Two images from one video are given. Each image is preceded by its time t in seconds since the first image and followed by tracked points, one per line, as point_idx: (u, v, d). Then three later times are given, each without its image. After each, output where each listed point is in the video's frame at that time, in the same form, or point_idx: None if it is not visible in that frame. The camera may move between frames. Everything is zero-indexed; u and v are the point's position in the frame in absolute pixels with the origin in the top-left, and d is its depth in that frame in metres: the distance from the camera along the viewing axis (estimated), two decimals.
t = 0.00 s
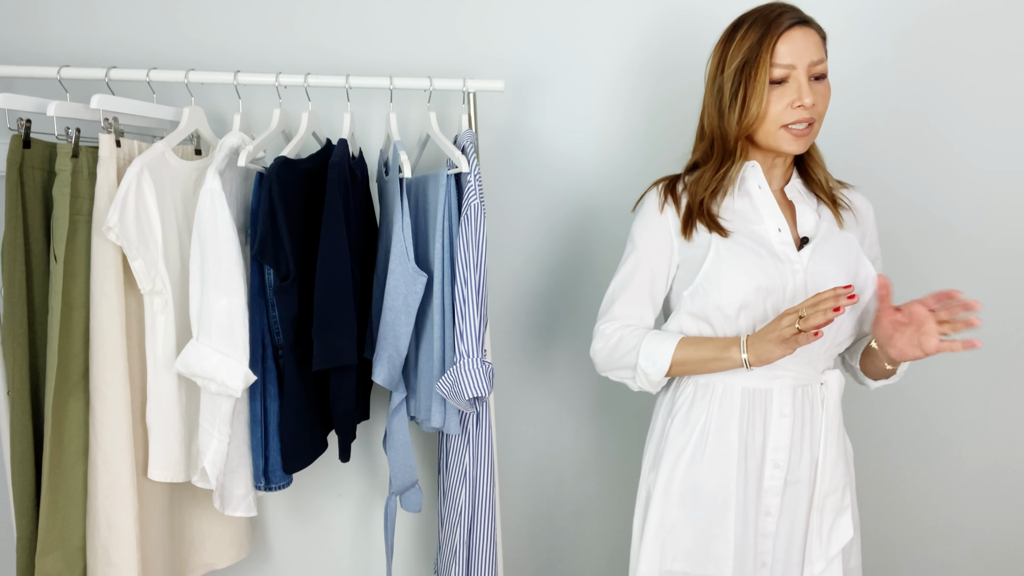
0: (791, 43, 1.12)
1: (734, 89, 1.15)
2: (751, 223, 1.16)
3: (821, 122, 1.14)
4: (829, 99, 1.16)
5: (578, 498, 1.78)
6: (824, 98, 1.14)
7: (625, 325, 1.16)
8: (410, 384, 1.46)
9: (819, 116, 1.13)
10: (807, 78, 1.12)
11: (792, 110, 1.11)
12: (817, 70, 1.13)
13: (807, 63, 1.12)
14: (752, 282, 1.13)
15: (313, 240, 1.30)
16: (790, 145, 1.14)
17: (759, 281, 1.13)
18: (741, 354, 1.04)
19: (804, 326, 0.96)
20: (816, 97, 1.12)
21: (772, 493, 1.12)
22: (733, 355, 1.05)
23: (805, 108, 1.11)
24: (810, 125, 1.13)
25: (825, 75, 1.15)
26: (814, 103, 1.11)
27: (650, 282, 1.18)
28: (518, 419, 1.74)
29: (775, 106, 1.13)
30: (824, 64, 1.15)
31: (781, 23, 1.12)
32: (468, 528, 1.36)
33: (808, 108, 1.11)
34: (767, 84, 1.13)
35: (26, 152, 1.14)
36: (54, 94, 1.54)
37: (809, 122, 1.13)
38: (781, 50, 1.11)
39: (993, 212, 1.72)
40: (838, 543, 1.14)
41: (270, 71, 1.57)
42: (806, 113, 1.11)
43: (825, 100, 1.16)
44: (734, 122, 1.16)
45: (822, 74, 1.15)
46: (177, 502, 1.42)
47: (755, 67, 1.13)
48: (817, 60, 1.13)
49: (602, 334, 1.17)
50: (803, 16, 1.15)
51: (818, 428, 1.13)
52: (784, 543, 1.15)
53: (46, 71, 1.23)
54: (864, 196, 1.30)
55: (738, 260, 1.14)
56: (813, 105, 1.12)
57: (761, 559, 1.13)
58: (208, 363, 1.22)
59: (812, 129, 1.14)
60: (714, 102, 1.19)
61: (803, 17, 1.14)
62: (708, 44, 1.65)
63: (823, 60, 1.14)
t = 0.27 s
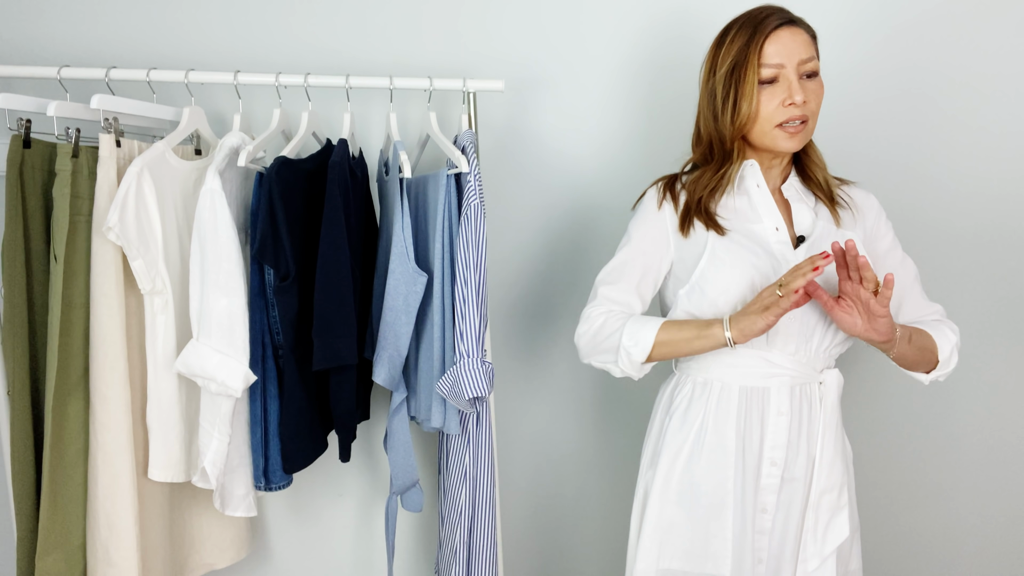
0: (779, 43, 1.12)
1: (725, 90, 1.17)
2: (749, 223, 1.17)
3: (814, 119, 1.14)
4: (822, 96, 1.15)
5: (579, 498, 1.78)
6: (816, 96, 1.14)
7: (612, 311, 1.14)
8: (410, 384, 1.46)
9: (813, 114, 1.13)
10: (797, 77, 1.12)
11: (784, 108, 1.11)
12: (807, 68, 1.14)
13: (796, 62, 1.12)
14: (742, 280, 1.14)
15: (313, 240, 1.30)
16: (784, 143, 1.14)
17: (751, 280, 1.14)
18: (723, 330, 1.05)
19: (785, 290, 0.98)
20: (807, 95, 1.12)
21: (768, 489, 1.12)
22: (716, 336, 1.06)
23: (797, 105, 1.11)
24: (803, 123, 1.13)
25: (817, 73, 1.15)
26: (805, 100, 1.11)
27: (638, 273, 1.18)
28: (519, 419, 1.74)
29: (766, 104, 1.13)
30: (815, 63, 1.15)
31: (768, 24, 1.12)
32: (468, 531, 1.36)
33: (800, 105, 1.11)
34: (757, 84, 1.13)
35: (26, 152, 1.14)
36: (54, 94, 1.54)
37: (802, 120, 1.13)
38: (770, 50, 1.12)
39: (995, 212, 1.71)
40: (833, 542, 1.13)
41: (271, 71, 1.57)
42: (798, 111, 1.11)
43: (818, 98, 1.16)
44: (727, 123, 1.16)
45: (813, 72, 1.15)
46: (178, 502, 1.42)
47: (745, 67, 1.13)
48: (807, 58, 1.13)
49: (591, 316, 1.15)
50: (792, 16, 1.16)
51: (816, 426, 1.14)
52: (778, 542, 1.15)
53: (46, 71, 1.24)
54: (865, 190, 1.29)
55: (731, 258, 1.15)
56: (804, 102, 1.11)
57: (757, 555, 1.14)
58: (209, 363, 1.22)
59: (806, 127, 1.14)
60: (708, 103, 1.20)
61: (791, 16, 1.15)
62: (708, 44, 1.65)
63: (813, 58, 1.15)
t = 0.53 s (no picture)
0: (780, 44, 1.12)
1: (723, 92, 1.17)
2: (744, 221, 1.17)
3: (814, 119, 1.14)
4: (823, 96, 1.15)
5: (579, 497, 1.78)
6: (816, 96, 1.14)
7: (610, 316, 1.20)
8: (410, 384, 1.46)
9: (812, 114, 1.13)
10: (797, 77, 1.13)
11: (784, 109, 1.11)
12: (807, 69, 1.14)
13: (796, 63, 1.12)
14: (737, 280, 1.14)
15: (313, 240, 1.30)
16: (783, 144, 1.14)
17: (745, 279, 1.13)
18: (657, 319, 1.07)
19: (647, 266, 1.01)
20: (807, 95, 1.12)
21: (766, 489, 1.12)
22: (651, 322, 1.08)
23: (797, 106, 1.11)
24: (803, 123, 1.13)
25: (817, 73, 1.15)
26: (805, 101, 1.11)
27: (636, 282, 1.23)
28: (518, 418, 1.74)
29: (766, 105, 1.13)
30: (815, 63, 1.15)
31: (769, 25, 1.13)
32: (468, 526, 1.36)
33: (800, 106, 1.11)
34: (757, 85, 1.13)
35: (26, 152, 1.14)
36: (54, 94, 1.54)
37: (801, 121, 1.13)
38: (770, 51, 1.12)
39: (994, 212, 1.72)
40: (832, 543, 1.14)
41: (271, 71, 1.57)
42: (798, 112, 1.11)
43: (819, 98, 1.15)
44: (727, 124, 1.17)
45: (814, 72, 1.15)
46: (178, 502, 1.42)
47: (746, 68, 1.13)
48: (807, 59, 1.13)
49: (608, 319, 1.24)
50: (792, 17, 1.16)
51: (813, 426, 1.14)
52: (779, 541, 1.14)
53: (46, 71, 1.23)
54: (866, 190, 1.28)
55: (726, 260, 1.16)
56: (803, 103, 1.11)
57: (756, 555, 1.14)
58: (209, 363, 1.22)
59: (806, 127, 1.14)
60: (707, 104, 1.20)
61: (790, 18, 1.15)
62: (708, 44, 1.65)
63: (813, 59, 1.14)
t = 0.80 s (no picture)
0: (753, 41, 1.16)
1: (705, 88, 1.21)
2: (745, 223, 1.17)
3: (801, 111, 1.15)
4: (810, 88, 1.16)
5: (578, 497, 1.78)
6: (800, 87, 1.15)
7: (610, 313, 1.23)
8: (410, 384, 1.46)
9: (798, 105, 1.14)
10: (775, 70, 1.15)
11: (764, 103, 1.14)
12: (787, 62, 1.16)
13: (773, 57, 1.16)
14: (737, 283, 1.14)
15: (313, 239, 1.30)
16: (769, 137, 1.16)
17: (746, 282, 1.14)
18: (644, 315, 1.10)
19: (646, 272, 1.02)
20: (788, 87, 1.14)
21: (763, 490, 1.12)
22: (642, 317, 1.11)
23: (775, 97, 1.13)
24: (786, 115, 1.14)
25: (801, 66, 1.17)
26: (784, 92, 1.13)
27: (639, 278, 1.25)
28: (518, 418, 1.74)
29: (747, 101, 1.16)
30: (797, 56, 1.17)
31: (740, 24, 1.17)
32: (468, 525, 1.36)
33: (779, 98, 1.13)
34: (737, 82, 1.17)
35: (26, 152, 1.14)
36: (54, 94, 1.54)
37: (786, 112, 1.14)
38: (745, 49, 1.16)
39: (994, 212, 1.72)
40: (831, 544, 1.14)
41: (270, 71, 1.57)
42: (778, 103, 1.13)
43: (807, 90, 1.16)
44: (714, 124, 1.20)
45: (796, 65, 1.17)
46: (178, 502, 1.42)
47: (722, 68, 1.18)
48: (786, 52, 1.16)
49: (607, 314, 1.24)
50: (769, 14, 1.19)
51: (811, 427, 1.14)
52: (775, 541, 1.14)
53: (46, 70, 1.23)
54: (870, 191, 1.27)
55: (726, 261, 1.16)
56: (783, 94, 1.14)
57: (752, 555, 1.14)
58: (209, 363, 1.22)
59: (793, 120, 1.15)
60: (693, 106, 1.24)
61: (770, 17, 1.20)
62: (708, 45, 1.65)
63: (793, 52, 1.17)
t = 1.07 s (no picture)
0: (733, 41, 1.20)
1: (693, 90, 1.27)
2: (742, 223, 1.17)
3: (782, 102, 1.15)
4: (794, 80, 1.16)
5: (578, 496, 1.78)
6: (780, 79, 1.16)
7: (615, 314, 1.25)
8: (410, 384, 1.46)
9: (776, 97, 1.15)
10: (754, 66, 1.18)
11: (741, 97, 1.16)
12: (768, 57, 1.18)
13: (752, 54, 1.18)
14: (731, 284, 1.15)
15: (313, 240, 1.30)
16: (749, 130, 1.17)
17: (741, 282, 1.14)
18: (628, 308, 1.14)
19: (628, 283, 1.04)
20: (766, 80, 1.16)
21: (757, 490, 1.12)
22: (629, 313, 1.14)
23: (750, 91, 1.15)
24: (763, 107, 1.16)
25: (783, 60, 1.18)
26: (759, 85, 1.15)
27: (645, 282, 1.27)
28: (518, 418, 1.75)
29: (727, 98, 1.19)
30: (780, 51, 1.18)
31: (721, 28, 1.23)
32: (468, 528, 1.36)
33: (754, 92, 1.16)
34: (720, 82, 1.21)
35: (26, 152, 1.14)
36: (54, 94, 1.54)
37: (762, 105, 1.16)
38: (725, 50, 1.20)
39: (994, 213, 1.72)
40: (827, 546, 1.14)
41: (270, 71, 1.57)
42: (753, 96, 1.15)
43: (790, 81, 1.16)
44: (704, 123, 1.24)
45: (779, 60, 1.18)
46: (177, 502, 1.42)
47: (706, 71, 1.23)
48: (767, 48, 1.18)
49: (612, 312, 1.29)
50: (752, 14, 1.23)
51: (807, 427, 1.14)
52: (770, 541, 1.14)
53: (46, 71, 1.23)
54: (876, 192, 1.26)
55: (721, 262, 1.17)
56: (759, 88, 1.16)
57: (746, 556, 1.14)
58: (209, 363, 1.22)
59: (771, 111, 1.16)
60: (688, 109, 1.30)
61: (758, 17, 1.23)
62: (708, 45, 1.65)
63: (775, 47, 1.19)
